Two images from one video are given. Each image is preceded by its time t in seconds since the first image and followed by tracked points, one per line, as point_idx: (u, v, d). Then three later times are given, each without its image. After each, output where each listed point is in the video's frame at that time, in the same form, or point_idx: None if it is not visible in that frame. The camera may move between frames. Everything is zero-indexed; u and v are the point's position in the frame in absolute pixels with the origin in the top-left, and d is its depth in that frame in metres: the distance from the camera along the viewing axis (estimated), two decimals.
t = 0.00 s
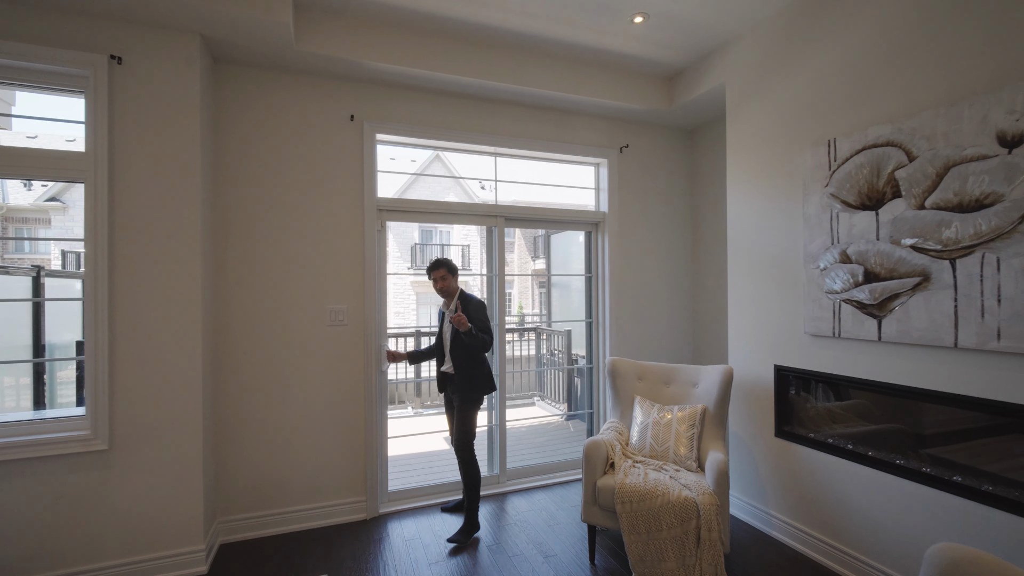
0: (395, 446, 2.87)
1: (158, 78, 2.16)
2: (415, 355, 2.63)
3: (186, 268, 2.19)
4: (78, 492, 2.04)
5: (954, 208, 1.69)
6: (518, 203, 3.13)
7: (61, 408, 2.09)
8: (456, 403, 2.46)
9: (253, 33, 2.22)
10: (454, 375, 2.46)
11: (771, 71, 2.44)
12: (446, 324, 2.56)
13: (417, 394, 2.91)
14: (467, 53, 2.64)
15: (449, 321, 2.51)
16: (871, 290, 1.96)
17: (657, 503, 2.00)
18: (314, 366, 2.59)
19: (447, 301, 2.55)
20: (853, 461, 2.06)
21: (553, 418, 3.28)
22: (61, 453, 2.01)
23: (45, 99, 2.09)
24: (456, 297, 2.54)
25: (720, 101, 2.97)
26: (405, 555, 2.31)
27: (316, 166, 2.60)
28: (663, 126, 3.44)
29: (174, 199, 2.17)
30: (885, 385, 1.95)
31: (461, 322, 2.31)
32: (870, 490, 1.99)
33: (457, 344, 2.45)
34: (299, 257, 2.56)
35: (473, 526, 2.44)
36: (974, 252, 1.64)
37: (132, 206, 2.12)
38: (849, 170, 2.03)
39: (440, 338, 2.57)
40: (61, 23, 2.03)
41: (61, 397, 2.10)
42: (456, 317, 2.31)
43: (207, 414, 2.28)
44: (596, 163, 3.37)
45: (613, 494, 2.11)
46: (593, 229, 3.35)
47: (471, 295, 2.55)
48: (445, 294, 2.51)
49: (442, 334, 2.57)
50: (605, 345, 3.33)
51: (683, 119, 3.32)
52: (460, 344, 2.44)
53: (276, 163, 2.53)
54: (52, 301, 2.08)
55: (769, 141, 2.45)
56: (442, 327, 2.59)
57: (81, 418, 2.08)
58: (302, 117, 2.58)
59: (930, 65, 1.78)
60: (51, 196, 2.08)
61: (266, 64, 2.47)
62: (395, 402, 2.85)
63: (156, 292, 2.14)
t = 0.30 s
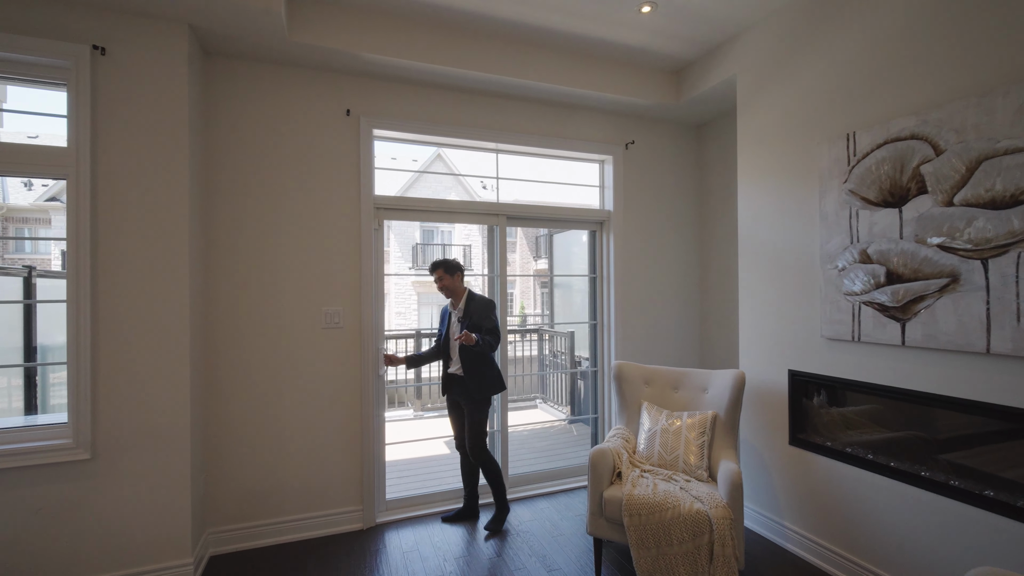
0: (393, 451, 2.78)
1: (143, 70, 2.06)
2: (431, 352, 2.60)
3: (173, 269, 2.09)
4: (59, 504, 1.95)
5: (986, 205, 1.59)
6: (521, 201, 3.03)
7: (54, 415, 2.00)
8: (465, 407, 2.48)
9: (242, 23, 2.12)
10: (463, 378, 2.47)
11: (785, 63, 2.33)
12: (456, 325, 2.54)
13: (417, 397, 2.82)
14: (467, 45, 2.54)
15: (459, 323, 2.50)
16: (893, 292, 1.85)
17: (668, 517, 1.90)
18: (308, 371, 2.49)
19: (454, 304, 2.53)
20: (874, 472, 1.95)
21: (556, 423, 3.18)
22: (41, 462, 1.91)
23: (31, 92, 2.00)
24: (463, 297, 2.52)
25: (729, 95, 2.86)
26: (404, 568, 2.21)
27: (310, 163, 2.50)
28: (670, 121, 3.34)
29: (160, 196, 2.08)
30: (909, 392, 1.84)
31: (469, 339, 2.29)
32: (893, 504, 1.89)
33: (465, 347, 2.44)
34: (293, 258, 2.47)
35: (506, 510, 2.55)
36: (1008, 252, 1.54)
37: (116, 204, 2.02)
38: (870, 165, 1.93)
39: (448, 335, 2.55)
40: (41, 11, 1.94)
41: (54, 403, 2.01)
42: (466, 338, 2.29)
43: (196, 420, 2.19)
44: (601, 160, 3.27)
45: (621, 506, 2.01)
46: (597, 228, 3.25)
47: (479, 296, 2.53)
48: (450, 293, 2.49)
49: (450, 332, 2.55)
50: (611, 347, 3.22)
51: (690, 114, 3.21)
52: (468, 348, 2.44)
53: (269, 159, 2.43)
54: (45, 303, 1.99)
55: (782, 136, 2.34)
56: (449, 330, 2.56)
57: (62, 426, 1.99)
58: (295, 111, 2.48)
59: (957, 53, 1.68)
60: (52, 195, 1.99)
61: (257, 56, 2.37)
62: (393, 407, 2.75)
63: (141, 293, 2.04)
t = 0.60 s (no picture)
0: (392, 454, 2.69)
1: (134, 61, 1.99)
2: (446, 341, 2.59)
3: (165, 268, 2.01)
4: (46, 512, 1.88)
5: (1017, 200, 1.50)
6: (524, 198, 2.95)
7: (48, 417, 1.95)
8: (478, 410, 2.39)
9: (237, 14, 2.05)
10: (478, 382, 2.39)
11: (799, 54, 2.25)
12: (468, 328, 2.44)
13: (418, 398, 2.74)
14: (469, 38, 2.46)
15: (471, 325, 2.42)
16: (916, 292, 1.77)
17: (680, 527, 1.82)
18: (306, 373, 2.41)
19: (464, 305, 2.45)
20: (895, 481, 1.87)
21: (560, 427, 3.10)
22: (27, 468, 1.84)
23: (19, 84, 1.92)
24: (474, 299, 2.42)
25: (739, 89, 2.78)
26: None
27: (307, 159, 2.43)
28: (677, 117, 3.26)
29: (151, 192, 2.00)
30: (933, 397, 1.76)
31: (495, 376, 2.23)
32: (915, 514, 1.80)
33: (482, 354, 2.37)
34: (290, 257, 2.39)
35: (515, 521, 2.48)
36: None
37: (105, 200, 1.94)
38: (891, 159, 1.84)
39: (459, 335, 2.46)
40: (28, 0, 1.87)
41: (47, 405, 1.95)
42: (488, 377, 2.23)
43: (189, 425, 2.11)
44: (606, 157, 3.19)
45: (630, 515, 1.93)
46: (603, 226, 3.17)
47: (490, 296, 2.44)
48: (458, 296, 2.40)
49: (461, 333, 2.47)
50: (617, 349, 3.14)
51: (698, 110, 3.13)
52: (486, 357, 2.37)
53: (265, 156, 2.36)
54: (40, 303, 1.93)
55: (796, 130, 2.26)
56: (460, 332, 2.47)
57: (50, 430, 1.91)
58: (293, 106, 2.41)
59: (986, 40, 1.59)
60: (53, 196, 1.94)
61: (253, 48, 2.30)
62: (393, 410, 2.67)
63: (132, 293, 1.97)
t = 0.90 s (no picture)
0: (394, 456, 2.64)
1: (125, 52, 1.92)
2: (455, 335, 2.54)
3: (156, 267, 1.94)
4: (32, 521, 1.80)
5: None
6: (528, 196, 2.87)
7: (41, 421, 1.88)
8: (491, 417, 2.31)
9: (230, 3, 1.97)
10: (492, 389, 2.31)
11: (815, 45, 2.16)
12: (481, 327, 2.40)
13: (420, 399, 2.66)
14: (470, 30, 2.38)
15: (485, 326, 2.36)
16: (942, 292, 1.68)
17: (693, 539, 1.74)
18: (303, 375, 2.34)
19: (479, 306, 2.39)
20: (918, 490, 1.78)
21: (563, 430, 3.02)
22: (13, 475, 1.77)
23: (7, 76, 1.85)
24: (490, 300, 2.35)
25: (750, 82, 2.69)
26: None
27: (305, 155, 2.35)
28: (685, 112, 3.17)
29: (142, 188, 1.93)
30: (960, 403, 1.66)
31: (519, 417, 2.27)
32: (941, 525, 1.71)
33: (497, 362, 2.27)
34: (287, 255, 2.32)
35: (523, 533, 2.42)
36: None
37: (94, 196, 1.87)
38: (915, 153, 1.75)
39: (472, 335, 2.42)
40: None
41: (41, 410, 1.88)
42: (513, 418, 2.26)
43: (181, 429, 2.04)
44: (613, 153, 3.11)
45: (640, 525, 1.85)
46: (609, 224, 3.09)
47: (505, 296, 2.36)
48: (473, 297, 2.34)
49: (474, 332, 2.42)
50: (623, 351, 3.06)
51: (707, 104, 3.05)
52: (503, 371, 2.28)
53: (261, 151, 2.29)
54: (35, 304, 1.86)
55: (812, 124, 2.18)
56: (474, 331, 2.43)
57: (37, 436, 1.84)
58: (290, 100, 2.34)
59: (1018, 25, 1.50)
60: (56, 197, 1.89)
61: (249, 40, 2.23)
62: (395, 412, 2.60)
63: (122, 293, 1.90)
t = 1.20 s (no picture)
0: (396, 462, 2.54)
1: (112, 41, 1.82)
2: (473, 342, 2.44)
3: (144, 266, 1.84)
4: (13, 534, 1.71)
5: None
6: (534, 193, 2.77)
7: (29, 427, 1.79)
8: (501, 425, 2.20)
9: None
10: (504, 396, 2.20)
11: (838, 33, 2.06)
12: (496, 331, 2.31)
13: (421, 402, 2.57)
14: (475, 20, 2.28)
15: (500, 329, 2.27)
16: (980, 294, 1.57)
17: (713, 556, 1.63)
18: (300, 380, 2.24)
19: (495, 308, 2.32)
20: (953, 505, 1.66)
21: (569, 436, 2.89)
22: None
23: None
24: (506, 302, 2.28)
25: (767, 74, 2.59)
26: None
27: (303, 150, 2.26)
28: (697, 107, 3.07)
29: (129, 184, 1.83)
30: (999, 412, 1.55)
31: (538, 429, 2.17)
32: (979, 543, 1.60)
33: (511, 369, 2.18)
34: (285, 255, 2.22)
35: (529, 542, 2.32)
36: None
37: (79, 192, 1.78)
38: (950, 145, 1.65)
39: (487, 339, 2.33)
40: None
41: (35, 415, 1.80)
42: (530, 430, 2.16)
43: (172, 438, 1.95)
44: (622, 149, 3.01)
45: (656, 541, 1.74)
46: (618, 223, 2.99)
47: (523, 300, 2.27)
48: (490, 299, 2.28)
49: (489, 336, 2.33)
50: (633, 354, 2.96)
51: (720, 98, 2.94)
52: (521, 380, 2.18)
53: (257, 146, 2.19)
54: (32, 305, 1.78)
55: (836, 116, 2.07)
56: (489, 335, 2.35)
57: (20, 444, 1.75)
58: (287, 93, 2.24)
59: None
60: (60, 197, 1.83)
61: (244, 30, 2.13)
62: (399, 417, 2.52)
63: (108, 294, 1.80)
